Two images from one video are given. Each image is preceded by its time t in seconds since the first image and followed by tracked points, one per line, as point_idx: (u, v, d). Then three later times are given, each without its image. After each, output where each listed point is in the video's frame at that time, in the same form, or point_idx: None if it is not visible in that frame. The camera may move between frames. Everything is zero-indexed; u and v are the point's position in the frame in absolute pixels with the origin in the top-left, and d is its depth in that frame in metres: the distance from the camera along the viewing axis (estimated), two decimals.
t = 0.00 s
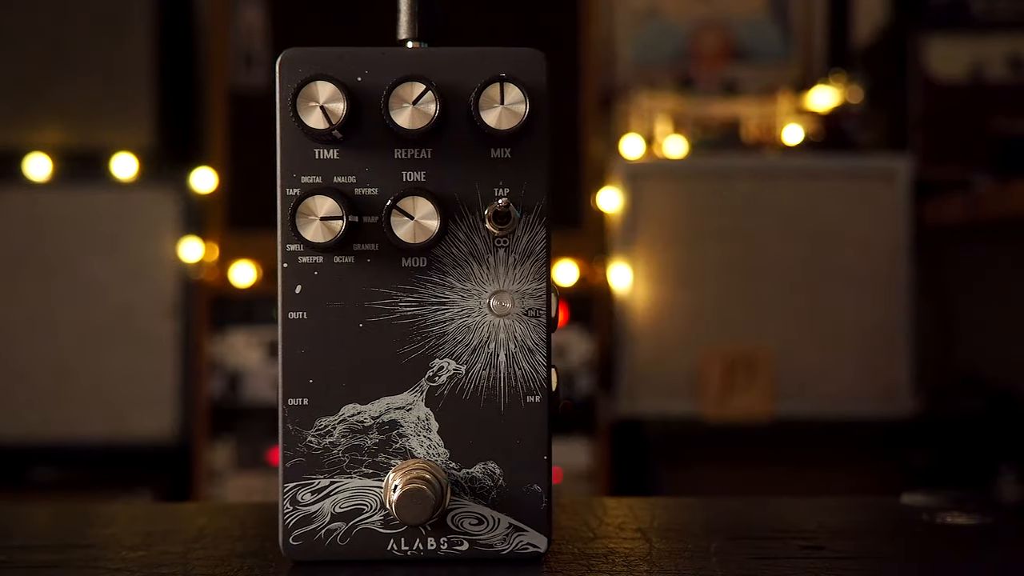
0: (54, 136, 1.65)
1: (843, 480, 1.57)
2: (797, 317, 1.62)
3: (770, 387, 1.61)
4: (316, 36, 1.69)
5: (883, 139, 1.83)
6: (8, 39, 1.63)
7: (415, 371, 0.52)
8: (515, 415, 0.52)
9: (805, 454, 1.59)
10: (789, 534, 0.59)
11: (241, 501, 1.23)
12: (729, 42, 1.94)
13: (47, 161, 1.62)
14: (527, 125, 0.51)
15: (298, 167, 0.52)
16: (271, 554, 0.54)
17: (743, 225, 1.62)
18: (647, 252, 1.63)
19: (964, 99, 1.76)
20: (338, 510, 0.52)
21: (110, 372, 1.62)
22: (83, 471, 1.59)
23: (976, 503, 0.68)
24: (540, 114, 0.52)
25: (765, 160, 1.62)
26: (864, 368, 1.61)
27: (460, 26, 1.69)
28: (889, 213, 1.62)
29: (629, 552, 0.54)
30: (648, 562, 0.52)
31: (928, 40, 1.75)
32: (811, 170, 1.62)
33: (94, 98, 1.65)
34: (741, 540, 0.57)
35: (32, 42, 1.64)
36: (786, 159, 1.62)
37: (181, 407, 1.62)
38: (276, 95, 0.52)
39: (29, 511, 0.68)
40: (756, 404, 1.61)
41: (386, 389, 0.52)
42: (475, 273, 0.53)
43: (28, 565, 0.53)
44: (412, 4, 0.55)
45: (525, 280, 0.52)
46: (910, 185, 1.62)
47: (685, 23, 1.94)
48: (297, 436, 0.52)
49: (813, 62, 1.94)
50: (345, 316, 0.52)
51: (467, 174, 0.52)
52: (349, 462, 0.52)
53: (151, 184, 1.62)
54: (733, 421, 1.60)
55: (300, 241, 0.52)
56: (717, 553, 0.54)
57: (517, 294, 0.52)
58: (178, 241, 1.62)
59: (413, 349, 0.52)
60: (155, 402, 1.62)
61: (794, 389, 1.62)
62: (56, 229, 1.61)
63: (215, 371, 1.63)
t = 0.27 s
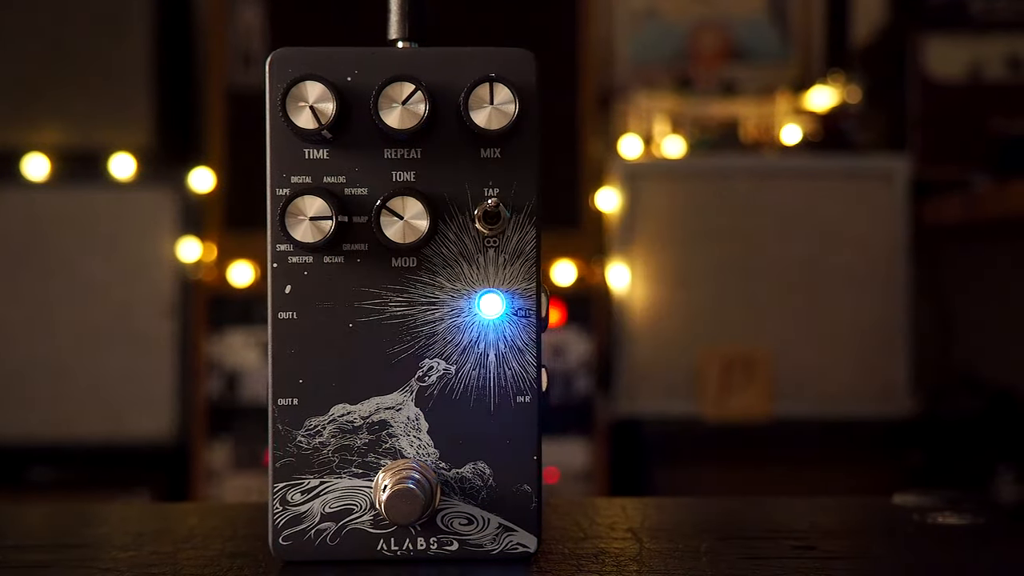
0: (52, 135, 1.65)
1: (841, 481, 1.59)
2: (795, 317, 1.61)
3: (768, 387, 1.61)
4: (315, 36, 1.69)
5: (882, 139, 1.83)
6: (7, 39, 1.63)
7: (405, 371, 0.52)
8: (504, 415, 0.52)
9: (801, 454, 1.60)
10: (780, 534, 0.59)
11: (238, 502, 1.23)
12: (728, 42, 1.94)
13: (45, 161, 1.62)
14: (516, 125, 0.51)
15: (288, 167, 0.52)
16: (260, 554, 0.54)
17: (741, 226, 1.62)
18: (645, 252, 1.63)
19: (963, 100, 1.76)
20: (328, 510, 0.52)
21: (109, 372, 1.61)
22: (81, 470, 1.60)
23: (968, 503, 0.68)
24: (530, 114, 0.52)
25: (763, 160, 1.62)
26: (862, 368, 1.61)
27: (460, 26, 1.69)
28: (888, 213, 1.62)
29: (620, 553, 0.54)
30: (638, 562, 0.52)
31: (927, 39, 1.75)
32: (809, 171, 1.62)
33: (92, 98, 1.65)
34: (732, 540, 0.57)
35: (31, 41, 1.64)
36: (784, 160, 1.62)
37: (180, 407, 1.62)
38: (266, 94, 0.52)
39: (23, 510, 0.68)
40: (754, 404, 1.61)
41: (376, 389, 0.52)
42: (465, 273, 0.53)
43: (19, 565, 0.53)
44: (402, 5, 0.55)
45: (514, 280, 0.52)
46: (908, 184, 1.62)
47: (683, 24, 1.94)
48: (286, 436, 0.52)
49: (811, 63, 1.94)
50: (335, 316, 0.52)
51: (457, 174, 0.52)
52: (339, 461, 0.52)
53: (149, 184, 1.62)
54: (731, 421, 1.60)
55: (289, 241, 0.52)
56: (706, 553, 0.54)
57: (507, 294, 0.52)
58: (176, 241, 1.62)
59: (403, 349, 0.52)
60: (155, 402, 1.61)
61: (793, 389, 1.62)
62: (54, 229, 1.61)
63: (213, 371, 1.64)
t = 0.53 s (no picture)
0: (51, 136, 1.66)
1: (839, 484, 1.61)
2: (792, 317, 1.61)
3: (767, 387, 1.61)
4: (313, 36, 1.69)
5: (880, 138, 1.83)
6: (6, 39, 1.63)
7: (394, 371, 0.52)
8: (493, 415, 0.52)
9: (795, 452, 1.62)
10: (770, 534, 0.59)
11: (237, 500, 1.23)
12: (725, 42, 1.94)
13: (43, 161, 1.62)
14: (505, 125, 0.51)
15: (277, 167, 0.52)
16: (250, 554, 0.54)
17: (738, 226, 1.62)
18: (643, 253, 1.63)
19: (961, 100, 1.76)
20: (317, 510, 0.52)
21: (107, 372, 1.61)
22: (80, 469, 1.61)
23: (960, 503, 0.68)
24: (519, 113, 0.52)
25: (762, 159, 1.62)
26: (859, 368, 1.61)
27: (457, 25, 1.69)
28: (886, 213, 1.62)
29: (609, 552, 0.54)
30: (628, 562, 0.52)
31: (925, 40, 1.75)
32: (807, 170, 1.62)
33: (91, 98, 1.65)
34: (722, 540, 0.57)
35: (29, 41, 1.64)
36: (782, 160, 1.61)
37: (178, 406, 1.62)
38: (254, 94, 0.52)
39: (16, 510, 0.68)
40: (753, 404, 1.60)
41: (366, 390, 0.52)
42: (454, 273, 0.53)
43: (8, 565, 0.53)
44: (392, 4, 0.55)
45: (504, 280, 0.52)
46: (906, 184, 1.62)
47: (681, 23, 1.94)
48: (275, 436, 0.52)
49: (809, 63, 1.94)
50: (324, 316, 0.52)
51: (446, 174, 0.52)
52: (328, 461, 0.52)
53: (147, 184, 1.61)
54: (729, 421, 1.60)
55: (278, 241, 0.52)
56: (696, 553, 0.54)
57: (497, 294, 0.52)
58: (174, 241, 1.62)
59: (392, 349, 0.52)
60: (153, 402, 1.61)
61: (790, 389, 1.62)
62: (52, 229, 1.60)
63: (211, 371, 1.64)
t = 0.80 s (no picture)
0: (50, 135, 1.65)
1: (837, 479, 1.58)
2: (789, 316, 1.61)
3: (765, 386, 1.61)
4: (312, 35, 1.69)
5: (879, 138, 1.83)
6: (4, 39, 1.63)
7: (384, 370, 0.52)
8: (483, 415, 0.52)
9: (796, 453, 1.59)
10: (760, 534, 0.59)
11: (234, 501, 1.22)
12: (725, 42, 1.94)
13: (41, 161, 1.62)
14: (493, 125, 0.51)
15: (266, 167, 0.52)
16: (240, 554, 0.54)
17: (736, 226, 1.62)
18: (641, 253, 1.63)
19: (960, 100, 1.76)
20: (306, 510, 0.52)
21: (105, 372, 1.61)
22: (79, 470, 1.60)
23: (952, 503, 0.68)
24: (508, 113, 0.52)
25: (760, 159, 1.62)
26: (857, 368, 1.61)
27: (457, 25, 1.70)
28: (884, 213, 1.61)
29: (600, 552, 0.54)
30: (617, 562, 0.52)
31: (923, 39, 1.75)
32: (805, 170, 1.62)
33: (91, 98, 1.65)
34: (712, 540, 0.57)
35: (28, 41, 1.64)
36: (780, 160, 1.61)
37: (176, 407, 1.61)
38: (243, 94, 0.52)
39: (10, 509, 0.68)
40: (751, 404, 1.60)
41: (355, 390, 0.52)
42: (444, 273, 0.53)
43: None
44: (382, 4, 0.55)
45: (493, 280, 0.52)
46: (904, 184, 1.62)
47: (680, 23, 1.94)
48: (265, 436, 0.52)
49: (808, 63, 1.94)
50: (313, 316, 0.52)
51: (435, 174, 0.52)
52: (318, 461, 0.52)
53: (145, 184, 1.61)
54: (728, 421, 1.59)
55: (267, 241, 0.52)
56: (685, 553, 0.54)
57: (486, 294, 0.52)
58: (172, 241, 1.61)
59: (381, 349, 0.52)
60: (151, 402, 1.61)
61: (788, 389, 1.62)
62: (51, 229, 1.60)
63: (209, 371, 1.65)
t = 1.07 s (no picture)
0: (49, 135, 1.65)
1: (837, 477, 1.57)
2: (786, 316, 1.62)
3: (763, 386, 1.61)
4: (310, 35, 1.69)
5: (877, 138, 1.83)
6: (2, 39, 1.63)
7: (373, 370, 0.52)
8: (472, 415, 0.52)
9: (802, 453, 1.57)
10: (750, 533, 0.59)
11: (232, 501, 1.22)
12: (722, 41, 1.93)
13: (39, 161, 1.62)
14: (482, 126, 0.51)
15: (256, 167, 0.52)
16: (230, 554, 0.54)
17: (732, 226, 1.62)
18: (639, 252, 1.63)
19: (957, 100, 1.76)
20: (295, 510, 0.52)
21: (103, 371, 1.62)
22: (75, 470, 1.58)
23: (943, 503, 0.68)
24: (496, 113, 0.52)
25: (757, 159, 1.62)
26: (854, 367, 1.61)
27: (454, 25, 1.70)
28: (882, 212, 1.61)
29: (590, 552, 0.54)
30: (607, 562, 0.52)
31: (921, 39, 1.75)
32: (803, 169, 1.62)
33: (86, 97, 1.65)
34: (701, 540, 0.57)
35: (26, 41, 1.64)
36: (778, 159, 1.61)
37: (174, 407, 1.61)
38: (232, 94, 0.52)
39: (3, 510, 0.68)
40: (750, 403, 1.59)
41: (345, 390, 0.52)
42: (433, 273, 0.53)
43: None
44: (372, 4, 0.55)
45: (482, 280, 0.52)
46: (902, 184, 1.62)
47: (678, 23, 1.94)
48: (254, 436, 0.52)
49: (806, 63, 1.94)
50: (302, 315, 0.52)
51: (425, 174, 0.52)
52: (307, 461, 0.52)
53: (143, 183, 1.62)
54: (727, 421, 1.58)
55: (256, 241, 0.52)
56: (674, 553, 0.54)
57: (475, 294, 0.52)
58: (170, 241, 1.62)
59: (371, 349, 0.52)
60: (148, 401, 1.62)
61: (786, 389, 1.62)
62: (49, 228, 1.61)
63: (207, 372, 1.58)
